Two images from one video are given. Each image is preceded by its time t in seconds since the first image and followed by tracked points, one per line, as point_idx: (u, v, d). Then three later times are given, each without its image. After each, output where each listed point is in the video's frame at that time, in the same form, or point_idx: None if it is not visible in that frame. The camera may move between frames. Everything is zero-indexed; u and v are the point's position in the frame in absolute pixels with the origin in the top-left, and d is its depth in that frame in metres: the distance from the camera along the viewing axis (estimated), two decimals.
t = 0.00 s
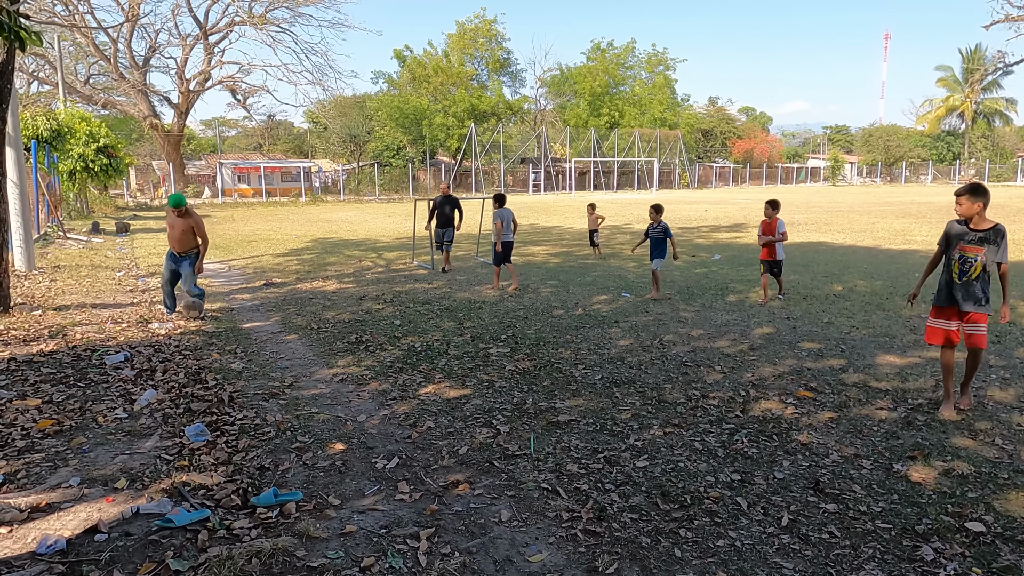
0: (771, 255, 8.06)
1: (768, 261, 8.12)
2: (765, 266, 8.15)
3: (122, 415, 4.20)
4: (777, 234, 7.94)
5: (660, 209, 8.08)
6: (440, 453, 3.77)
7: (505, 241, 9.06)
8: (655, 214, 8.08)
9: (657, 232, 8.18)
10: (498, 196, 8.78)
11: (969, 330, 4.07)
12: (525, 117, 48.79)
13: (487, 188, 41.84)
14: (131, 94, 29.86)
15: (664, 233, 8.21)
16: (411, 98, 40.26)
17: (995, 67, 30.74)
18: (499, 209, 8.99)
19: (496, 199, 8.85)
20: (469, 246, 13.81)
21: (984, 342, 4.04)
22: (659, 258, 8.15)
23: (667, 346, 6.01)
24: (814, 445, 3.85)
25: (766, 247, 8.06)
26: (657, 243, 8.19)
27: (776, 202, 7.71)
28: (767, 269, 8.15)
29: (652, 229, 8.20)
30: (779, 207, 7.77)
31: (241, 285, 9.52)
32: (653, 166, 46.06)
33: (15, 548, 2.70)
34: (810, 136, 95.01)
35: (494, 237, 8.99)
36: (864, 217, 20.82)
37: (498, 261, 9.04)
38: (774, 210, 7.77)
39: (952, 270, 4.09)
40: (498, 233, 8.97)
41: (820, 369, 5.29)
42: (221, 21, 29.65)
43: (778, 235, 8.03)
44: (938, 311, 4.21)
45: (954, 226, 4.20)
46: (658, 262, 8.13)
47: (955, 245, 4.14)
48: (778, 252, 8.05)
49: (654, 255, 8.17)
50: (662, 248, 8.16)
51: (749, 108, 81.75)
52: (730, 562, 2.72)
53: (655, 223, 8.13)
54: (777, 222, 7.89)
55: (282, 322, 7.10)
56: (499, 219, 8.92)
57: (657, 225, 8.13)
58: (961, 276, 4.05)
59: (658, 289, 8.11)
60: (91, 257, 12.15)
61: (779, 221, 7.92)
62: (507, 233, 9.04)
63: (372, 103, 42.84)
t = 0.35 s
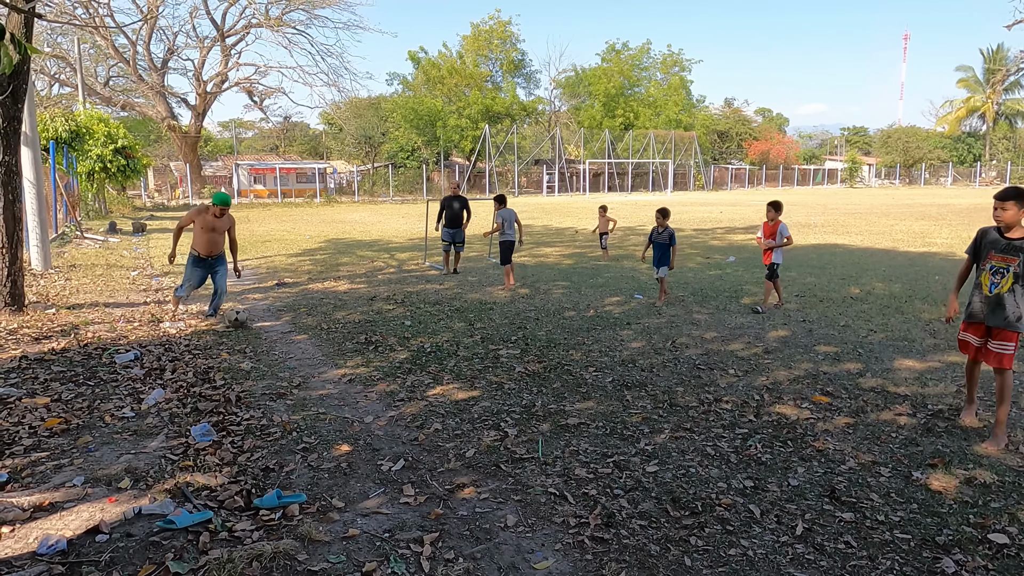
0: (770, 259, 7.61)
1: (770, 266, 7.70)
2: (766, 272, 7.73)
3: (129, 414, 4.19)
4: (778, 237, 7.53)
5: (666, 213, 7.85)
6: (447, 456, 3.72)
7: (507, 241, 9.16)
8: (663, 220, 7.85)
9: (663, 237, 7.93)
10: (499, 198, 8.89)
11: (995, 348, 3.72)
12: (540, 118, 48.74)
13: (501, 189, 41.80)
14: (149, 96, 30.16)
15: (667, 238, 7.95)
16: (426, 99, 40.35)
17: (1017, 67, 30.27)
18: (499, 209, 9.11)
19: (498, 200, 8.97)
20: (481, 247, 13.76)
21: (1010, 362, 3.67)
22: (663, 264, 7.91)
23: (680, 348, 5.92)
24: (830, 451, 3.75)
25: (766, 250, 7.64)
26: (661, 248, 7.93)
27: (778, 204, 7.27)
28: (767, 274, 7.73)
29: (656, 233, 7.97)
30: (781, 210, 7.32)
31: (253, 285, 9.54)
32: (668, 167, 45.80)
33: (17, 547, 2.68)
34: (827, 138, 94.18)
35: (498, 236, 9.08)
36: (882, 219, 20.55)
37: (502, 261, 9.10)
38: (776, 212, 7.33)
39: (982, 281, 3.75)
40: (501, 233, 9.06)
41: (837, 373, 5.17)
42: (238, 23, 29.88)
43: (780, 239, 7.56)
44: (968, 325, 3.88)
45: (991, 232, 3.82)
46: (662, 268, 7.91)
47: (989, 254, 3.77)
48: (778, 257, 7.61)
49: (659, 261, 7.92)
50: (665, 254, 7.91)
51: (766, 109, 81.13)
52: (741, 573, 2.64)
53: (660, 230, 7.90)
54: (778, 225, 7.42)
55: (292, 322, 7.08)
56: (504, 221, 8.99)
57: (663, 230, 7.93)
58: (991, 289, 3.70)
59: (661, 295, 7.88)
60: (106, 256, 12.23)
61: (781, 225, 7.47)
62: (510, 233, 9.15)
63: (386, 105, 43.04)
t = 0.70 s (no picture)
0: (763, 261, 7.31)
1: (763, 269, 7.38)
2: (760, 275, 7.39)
3: (139, 411, 4.21)
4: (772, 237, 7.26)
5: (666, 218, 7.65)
6: (454, 456, 3.71)
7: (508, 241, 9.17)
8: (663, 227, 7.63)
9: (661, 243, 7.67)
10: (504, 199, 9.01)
11: None
12: (551, 119, 48.70)
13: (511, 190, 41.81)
14: (163, 97, 30.42)
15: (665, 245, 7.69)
16: (437, 100, 40.42)
17: None
18: (502, 209, 9.20)
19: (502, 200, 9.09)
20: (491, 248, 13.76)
21: None
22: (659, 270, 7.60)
23: (689, 350, 5.89)
24: (841, 454, 3.71)
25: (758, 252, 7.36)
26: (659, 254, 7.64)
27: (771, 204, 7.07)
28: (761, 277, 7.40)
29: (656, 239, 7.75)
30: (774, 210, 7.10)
31: (264, 285, 9.59)
32: (679, 169, 45.64)
33: (27, 543, 2.70)
34: (840, 139, 93.60)
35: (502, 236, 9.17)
36: (896, 221, 20.37)
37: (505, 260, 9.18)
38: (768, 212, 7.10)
39: (1006, 287, 3.43)
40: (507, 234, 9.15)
41: (848, 376, 5.13)
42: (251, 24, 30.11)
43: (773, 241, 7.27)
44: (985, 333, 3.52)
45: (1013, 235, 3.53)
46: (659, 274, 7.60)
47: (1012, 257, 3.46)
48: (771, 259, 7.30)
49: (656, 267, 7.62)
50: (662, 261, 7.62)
51: (778, 110, 80.71)
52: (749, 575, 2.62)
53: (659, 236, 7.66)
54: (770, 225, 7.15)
55: (302, 321, 7.11)
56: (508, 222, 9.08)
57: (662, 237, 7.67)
58: (1018, 296, 3.38)
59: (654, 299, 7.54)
60: (119, 255, 12.33)
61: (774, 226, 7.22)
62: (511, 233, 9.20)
63: (398, 106, 43.20)
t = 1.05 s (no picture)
0: (753, 264, 7.17)
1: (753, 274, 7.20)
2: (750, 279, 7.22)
3: (149, 410, 4.25)
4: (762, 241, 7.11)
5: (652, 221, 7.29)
6: (460, 456, 3.72)
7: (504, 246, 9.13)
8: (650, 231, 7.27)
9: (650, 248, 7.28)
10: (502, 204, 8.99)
11: None
12: (560, 120, 48.68)
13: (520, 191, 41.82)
14: (174, 98, 30.65)
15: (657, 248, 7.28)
16: (446, 101, 40.52)
17: None
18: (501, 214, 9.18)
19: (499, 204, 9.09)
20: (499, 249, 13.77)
21: None
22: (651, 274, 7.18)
23: (697, 352, 5.88)
24: (849, 457, 3.70)
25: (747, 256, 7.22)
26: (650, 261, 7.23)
27: (759, 206, 7.01)
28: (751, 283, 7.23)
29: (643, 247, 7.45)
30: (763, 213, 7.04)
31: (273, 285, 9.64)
32: (688, 170, 45.49)
33: (39, 539, 2.74)
34: (850, 141, 93.10)
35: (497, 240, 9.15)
36: (907, 223, 20.23)
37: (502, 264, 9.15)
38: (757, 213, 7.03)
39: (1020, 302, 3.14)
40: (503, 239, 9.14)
41: (857, 379, 5.10)
42: (262, 26, 30.32)
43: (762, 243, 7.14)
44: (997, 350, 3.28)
45: None
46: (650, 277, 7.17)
47: None
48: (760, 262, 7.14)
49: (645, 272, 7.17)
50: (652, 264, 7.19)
51: (788, 111, 80.32)
52: None
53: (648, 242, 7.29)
54: (759, 227, 7.02)
55: (311, 321, 7.15)
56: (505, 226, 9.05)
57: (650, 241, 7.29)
58: None
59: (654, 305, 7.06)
60: (130, 255, 12.44)
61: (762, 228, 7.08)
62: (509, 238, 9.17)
63: (407, 107, 43.32)
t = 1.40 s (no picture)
0: (751, 269, 7.13)
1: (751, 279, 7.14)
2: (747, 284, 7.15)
3: (159, 410, 4.28)
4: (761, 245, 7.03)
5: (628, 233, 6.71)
6: (469, 459, 3.72)
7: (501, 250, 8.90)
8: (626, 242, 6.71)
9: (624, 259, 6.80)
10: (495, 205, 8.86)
11: None
12: (568, 122, 48.69)
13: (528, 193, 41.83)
14: (185, 99, 30.87)
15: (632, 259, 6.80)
16: (454, 103, 40.60)
17: None
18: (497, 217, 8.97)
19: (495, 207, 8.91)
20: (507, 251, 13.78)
21: None
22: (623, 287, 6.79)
23: (706, 355, 5.85)
24: (860, 462, 3.67)
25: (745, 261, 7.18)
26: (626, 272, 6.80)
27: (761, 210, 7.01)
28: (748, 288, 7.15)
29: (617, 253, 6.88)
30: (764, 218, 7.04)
31: (282, 286, 9.67)
32: (697, 172, 45.39)
33: (49, 538, 2.75)
34: (861, 143, 92.73)
35: (489, 241, 8.98)
36: (918, 226, 20.09)
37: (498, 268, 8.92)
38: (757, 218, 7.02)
39: None
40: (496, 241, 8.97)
41: (868, 383, 5.06)
42: (272, 28, 30.49)
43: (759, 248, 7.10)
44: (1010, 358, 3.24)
45: None
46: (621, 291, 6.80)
47: None
48: (756, 266, 7.08)
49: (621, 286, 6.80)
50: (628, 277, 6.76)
51: (797, 114, 80.05)
52: None
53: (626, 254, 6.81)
54: (758, 231, 6.98)
55: (318, 322, 7.16)
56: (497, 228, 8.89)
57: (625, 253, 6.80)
58: None
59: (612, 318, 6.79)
60: (141, 256, 12.53)
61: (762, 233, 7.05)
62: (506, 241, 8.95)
63: (416, 109, 43.46)
